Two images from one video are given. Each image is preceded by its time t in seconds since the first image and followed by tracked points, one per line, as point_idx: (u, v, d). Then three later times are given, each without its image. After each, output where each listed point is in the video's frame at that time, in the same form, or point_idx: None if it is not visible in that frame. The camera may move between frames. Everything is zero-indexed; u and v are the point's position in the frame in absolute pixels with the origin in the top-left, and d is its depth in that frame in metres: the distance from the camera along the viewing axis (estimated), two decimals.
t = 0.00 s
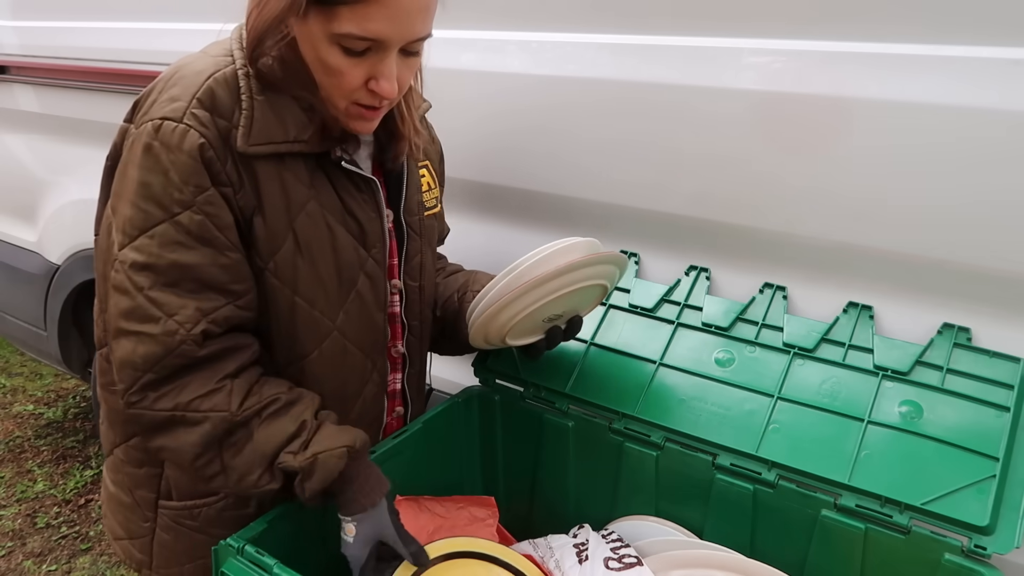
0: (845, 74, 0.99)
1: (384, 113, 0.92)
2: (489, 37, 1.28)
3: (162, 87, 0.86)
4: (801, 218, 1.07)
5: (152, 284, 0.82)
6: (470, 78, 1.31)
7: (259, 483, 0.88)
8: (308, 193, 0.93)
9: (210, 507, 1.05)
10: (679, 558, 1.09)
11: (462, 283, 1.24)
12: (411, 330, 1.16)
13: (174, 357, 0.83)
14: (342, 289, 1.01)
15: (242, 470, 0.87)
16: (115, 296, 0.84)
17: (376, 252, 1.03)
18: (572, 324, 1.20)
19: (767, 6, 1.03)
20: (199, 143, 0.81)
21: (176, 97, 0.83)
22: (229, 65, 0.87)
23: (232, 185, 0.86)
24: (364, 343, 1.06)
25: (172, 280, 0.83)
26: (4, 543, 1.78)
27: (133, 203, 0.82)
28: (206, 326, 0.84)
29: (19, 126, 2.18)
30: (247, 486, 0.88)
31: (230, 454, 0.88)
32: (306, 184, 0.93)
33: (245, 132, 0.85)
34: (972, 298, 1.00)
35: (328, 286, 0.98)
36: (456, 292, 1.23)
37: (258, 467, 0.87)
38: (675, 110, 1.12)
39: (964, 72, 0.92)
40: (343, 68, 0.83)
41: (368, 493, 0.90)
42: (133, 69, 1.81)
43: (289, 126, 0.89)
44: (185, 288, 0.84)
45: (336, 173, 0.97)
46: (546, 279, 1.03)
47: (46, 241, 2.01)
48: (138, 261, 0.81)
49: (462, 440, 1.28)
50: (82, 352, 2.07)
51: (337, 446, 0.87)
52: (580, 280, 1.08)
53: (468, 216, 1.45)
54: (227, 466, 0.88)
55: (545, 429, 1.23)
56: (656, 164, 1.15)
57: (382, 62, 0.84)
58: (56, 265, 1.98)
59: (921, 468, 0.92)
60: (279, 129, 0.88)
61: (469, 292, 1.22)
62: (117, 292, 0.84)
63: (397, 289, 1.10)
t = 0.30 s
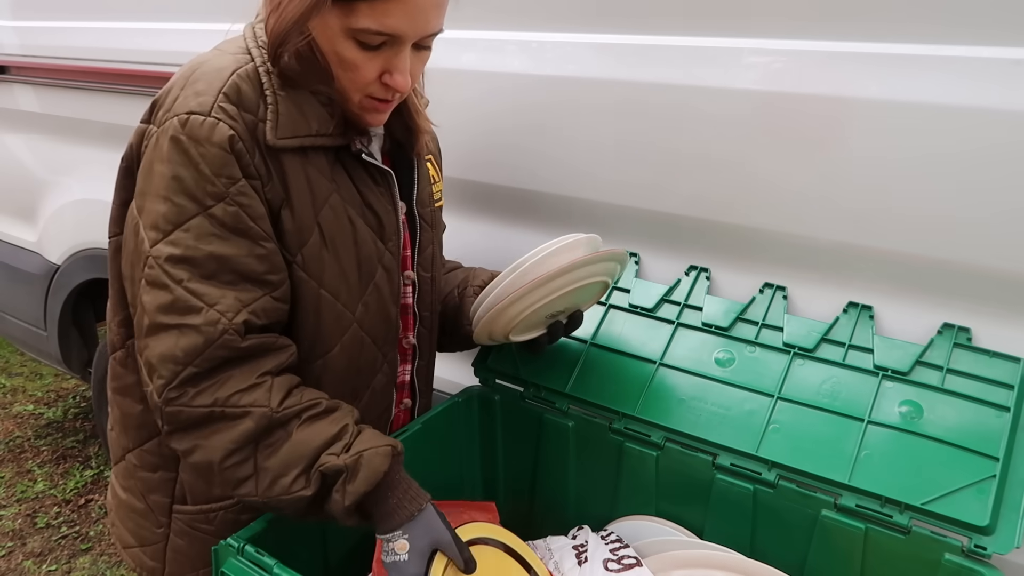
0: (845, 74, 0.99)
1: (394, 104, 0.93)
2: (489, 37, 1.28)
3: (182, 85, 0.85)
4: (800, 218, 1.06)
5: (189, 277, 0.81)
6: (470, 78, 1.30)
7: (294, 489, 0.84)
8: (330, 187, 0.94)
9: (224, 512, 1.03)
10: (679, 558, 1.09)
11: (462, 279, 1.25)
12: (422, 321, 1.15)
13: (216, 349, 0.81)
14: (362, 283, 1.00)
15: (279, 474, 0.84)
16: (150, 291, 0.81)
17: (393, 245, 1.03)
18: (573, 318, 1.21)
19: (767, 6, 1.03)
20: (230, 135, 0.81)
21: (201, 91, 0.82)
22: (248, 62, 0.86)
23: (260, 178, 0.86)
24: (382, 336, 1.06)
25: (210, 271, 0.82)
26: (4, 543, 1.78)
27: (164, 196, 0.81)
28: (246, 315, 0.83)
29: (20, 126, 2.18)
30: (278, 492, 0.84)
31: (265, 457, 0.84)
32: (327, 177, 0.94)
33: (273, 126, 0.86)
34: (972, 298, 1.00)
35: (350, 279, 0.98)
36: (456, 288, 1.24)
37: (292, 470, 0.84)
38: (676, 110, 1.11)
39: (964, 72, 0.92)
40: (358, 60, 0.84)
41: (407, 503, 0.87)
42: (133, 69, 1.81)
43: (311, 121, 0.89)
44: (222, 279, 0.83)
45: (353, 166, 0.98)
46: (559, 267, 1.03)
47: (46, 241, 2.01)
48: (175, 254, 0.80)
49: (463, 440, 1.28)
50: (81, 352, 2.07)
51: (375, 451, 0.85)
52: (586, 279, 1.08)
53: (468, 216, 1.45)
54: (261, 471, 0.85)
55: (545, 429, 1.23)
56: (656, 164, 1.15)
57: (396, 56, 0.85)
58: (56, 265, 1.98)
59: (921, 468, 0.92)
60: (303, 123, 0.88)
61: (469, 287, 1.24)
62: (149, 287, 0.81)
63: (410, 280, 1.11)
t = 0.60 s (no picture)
0: (845, 74, 0.99)
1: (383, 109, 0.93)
2: (490, 37, 1.28)
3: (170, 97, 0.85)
4: (801, 218, 1.06)
5: (180, 288, 0.81)
6: (470, 78, 1.30)
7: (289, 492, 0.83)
8: (319, 195, 0.94)
9: (219, 512, 1.04)
10: (678, 558, 1.09)
11: (460, 273, 1.25)
12: (416, 320, 1.16)
13: (208, 359, 0.81)
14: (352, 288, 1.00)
15: (274, 478, 0.84)
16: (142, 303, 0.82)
17: (381, 250, 1.03)
18: (577, 307, 1.21)
19: (767, 6, 1.03)
20: (217, 147, 0.82)
21: (189, 104, 0.83)
22: (235, 72, 0.86)
23: (249, 188, 0.86)
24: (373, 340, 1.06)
25: (202, 282, 0.82)
26: (4, 543, 1.78)
27: (154, 209, 0.81)
28: (239, 324, 0.83)
29: (20, 126, 2.18)
30: (273, 496, 0.84)
31: (259, 461, 0.84)
32: (316, 185, 0.94)
33: (263, 137, 0.86)
34: (972, 298, 1.00)
35: (340, 285, 0.98)
36: (454, 283, 1.24)
37: (285, 473, 0.83)
38: (676, 110, 1.11)
39: (964, 73, 0.92)
40: (352, 68, 0.85)
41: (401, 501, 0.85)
42: (133, 69, 1.81)
43: (300, 129, 0.89)
44: (215, 289, 0.83)
45: (342, 174, 0.98)
46: (583, 249, 1.03)
47: (46, 241, 2.01)
48: (167, 266, 0.80)
49: (463, 440, 1.28)
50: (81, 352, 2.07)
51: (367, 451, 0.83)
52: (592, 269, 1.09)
53: (468, 216, 1.45)
54: (256, 475, 0.85)
55: (545, 430, 1.23)
56: (656, 165, 1.15)
57: (389, 63, 0.86)
58: (56, 265, 1.98)
59: (921, 468, 0.93)
60: (292, 132, 0.88)
61: (467, 281, 1.23)
62: (141, 300, 0.82)
63: (400, 278, 1.10)
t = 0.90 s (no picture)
0: (844, 75, 0.99)
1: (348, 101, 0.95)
2: (489, 37, 1.27)
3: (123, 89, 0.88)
4: (800, 218, 1.07)
5: (97, 267, 0.82)
6: (469, 78, 1.30)
7: (196, 426, 0.82)
8: (269, 183, 0.94)
9: (190, 504, 1.06)
10: (678, 558, 1.09)
11: (446, 261, 1.24)
12: (395, 311, 1.13)
13: (115, 331, 0.82)
14: (308, 278, 1.01)
15: (178, 415, 0.82)
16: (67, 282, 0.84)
17: (344, 241, 1.04)
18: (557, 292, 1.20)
19: (766, 5, 1.02)
20: (150, 133, 0.83)
21: (134, 94, 0.85)
22: (188, 65, 0.89)
23: (187, 174, 0.86)
24: (335, 331, 1.06)
25: (120, 263, 0.83)
26: (4, 543, 1.78)
27: (86, 191, 0.84)
28: (148, 304, 0.83)
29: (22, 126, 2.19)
30: (182, 438, 0.82)
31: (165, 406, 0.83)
32: (267, 174, 0.94)
33: (207, 126, 0.87)
34: (972, 298, 1.00)
35: (292, 272, 0.99)
36: (442, 270, 1.23)
37: (189, 407, 0.82)
38: (675, 110, 1.11)
39: (966, 73, 0.91)
40: (315, 59, 0.86)
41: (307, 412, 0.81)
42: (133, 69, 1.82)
43: (251, 118, 0.90)
44: (132, 272, 0.84)
45: (299, 162, 0.98)
46: (553, 237, 1.02)
47: (46, 241, 2.01)
48: (86, 246, 0.82)
49: (464, 440, 1.28)
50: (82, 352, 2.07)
51: (264, 373, 0.82)
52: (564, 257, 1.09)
53: (467, 215, 1.45)
54: (164, 427, 0.83)
55: (545, 429, 1.23)
56: (656, 165, 1.16)
57: (352, 54, 0.87)
58: (57, 265, 1.98)
59: (921, 468, 0.93)
60: (238, 122, 0.89)
61: (454, 267, 1.22)
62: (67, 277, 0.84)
63: (375, 268, 1.09)
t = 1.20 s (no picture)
0: (844, 74, 0.98)
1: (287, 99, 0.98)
2: (489, 36, 1.27)
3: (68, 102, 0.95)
4: (800, 218, 1.07)
5: (62, 277, 0.92)
6: (468, 78, 1.29)
7: (220, 397, 0.98)
8: (214, 181, 0.98)
9: (176, 494, 1.10)
10: (678, 558, 1.09)
11: (402, 235, 1.32)
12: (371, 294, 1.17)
13: (96, 334, 0.92)
14: (273, 268, 1.05)
15: (200, 394, 0.98)
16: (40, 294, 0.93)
17: (306, 227, 1.07)
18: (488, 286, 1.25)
19: (766, 5, 1.02)
20: (84, 145, 0.89)
21: (70, 110, 0.92)
22: (122, 75, 0.94)
23: (126, 183, 0.92)
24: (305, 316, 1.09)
25: (85, 272, 0.92)
26: (4, 543, 1.78)
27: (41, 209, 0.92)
28: (121, 302, 0.93)
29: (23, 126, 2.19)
30: (209, 409, 0.99)
31: (180, 388, 0.98)
32: (212, 172, 0.98)
33: (138, 133, 0.92)
34: (973, 298, 1.00)
35: (254, 268, 1.04)
36: (396, 244, 1.31)
37: (211, 380, 0.98)
38: (674, 111, 1.11)
39: (969, 73, 0.91)
40: (237, 59, 0.90)
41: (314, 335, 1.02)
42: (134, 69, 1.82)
43: (186, 120, 0.94)
44: (98, 277, 0.93)
45: (248, 158, 1.02)
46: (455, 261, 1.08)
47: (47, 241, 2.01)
48: (48, 259, 0.91)
49: (464, 439, 1.30)
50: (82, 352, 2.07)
51: (271, 332, 0.99)
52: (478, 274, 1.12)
53: (468, 215, 1.45)
54: (183, 402, 0.98)
55: (546, 429, 1.23)
56: (655, 165, 1.16)
57: (274, 50, 0.90)
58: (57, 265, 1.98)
59: (921, 468, 0.93)
60: (170, 125, 0.93)
61: (408, 242, 1.30)
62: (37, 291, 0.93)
63: (347, 252, 1.12)
